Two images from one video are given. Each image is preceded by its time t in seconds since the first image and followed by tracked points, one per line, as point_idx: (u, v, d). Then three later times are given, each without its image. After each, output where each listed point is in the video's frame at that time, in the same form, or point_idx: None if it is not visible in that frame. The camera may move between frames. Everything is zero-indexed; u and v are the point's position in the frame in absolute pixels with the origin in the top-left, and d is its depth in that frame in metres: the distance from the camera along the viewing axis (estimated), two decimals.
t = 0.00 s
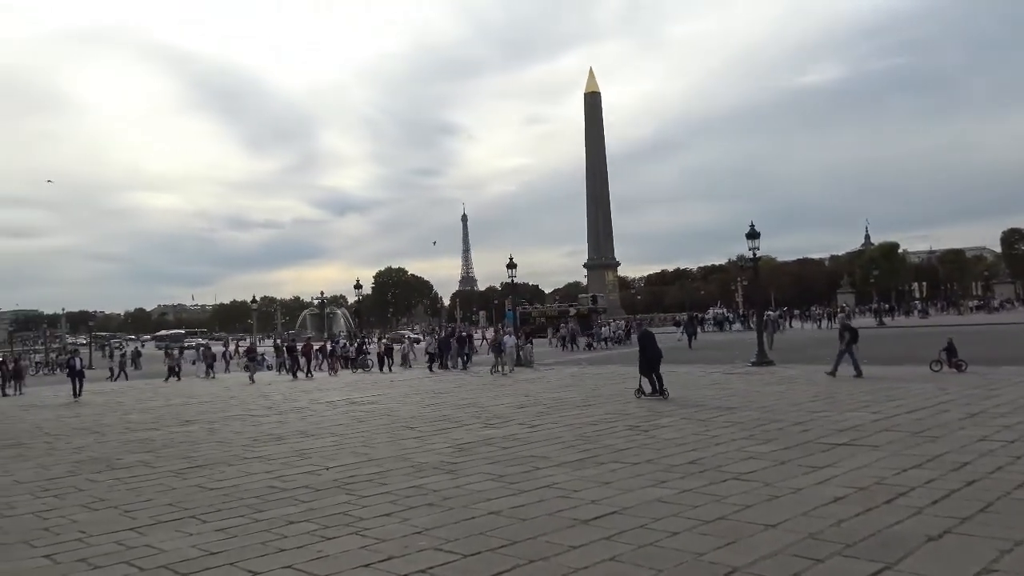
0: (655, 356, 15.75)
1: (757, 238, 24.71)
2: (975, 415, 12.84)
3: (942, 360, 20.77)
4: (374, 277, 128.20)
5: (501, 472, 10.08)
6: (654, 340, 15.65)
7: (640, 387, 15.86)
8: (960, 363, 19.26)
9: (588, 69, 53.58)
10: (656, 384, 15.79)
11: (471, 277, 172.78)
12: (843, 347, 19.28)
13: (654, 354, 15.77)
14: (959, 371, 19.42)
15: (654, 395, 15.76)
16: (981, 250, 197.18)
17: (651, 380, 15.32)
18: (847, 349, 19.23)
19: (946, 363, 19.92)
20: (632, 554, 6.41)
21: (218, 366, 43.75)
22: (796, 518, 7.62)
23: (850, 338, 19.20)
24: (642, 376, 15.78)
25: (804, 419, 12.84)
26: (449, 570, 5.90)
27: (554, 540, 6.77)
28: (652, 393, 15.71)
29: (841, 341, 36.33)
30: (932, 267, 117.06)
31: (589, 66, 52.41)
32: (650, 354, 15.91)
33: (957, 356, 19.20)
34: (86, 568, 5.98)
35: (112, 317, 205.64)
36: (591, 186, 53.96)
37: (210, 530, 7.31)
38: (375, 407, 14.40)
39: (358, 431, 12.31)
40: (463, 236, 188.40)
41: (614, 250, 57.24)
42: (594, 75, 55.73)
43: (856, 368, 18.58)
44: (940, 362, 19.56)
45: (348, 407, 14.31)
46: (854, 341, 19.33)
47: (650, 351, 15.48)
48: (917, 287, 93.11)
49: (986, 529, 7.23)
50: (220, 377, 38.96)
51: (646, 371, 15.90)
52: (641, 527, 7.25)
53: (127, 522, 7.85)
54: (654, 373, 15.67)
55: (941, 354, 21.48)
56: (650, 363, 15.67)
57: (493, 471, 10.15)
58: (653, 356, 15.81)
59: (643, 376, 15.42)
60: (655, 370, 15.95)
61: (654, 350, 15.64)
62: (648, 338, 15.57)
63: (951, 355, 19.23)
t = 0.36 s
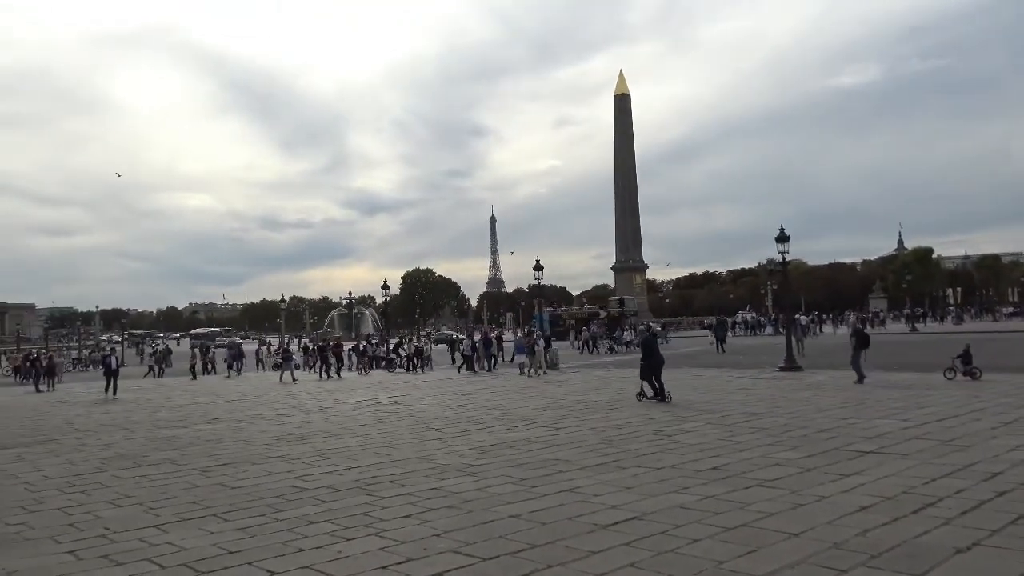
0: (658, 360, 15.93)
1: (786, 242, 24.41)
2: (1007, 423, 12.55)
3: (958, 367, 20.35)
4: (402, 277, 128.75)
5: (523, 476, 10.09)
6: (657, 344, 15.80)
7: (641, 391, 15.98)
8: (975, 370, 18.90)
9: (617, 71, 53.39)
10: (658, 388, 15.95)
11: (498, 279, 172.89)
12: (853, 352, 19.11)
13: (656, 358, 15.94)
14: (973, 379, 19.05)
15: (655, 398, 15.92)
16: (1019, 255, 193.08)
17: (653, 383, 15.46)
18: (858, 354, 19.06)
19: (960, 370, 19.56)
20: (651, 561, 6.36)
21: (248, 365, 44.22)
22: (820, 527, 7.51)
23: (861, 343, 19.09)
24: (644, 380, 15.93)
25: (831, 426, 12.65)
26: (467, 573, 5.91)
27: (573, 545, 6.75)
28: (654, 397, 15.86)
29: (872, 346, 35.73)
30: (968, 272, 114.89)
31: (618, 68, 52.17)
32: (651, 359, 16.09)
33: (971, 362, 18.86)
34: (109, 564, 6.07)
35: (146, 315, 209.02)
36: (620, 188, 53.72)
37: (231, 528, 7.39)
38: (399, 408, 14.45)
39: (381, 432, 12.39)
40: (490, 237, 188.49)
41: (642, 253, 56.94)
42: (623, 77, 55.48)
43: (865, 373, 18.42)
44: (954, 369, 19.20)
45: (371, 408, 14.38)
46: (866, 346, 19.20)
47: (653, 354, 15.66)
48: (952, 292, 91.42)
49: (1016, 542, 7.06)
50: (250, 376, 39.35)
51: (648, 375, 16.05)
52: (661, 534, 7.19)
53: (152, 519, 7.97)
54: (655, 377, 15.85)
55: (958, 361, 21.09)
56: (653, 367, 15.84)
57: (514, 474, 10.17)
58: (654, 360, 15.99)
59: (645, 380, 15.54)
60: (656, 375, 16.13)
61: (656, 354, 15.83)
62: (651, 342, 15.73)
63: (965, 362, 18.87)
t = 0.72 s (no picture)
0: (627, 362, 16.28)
1: (783, 241, 24.43)
2: (1005, 420, 12.55)
3: (937, 365, 20.37)
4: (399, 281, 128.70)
5: (521, 479, 10.08)
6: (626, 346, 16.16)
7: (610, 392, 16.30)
8: (955, 367, 18.91)
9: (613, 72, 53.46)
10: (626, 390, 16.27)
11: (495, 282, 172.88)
12: (834, 351, 19.16)
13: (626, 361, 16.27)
14: (954, 377, 19.09)
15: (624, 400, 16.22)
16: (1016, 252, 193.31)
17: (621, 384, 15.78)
18: (838, 353, 19.11)
19: (940, 367, 19.59)
20: (649, 563, 6.34)
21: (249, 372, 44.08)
22: (818, 527, 7.50)
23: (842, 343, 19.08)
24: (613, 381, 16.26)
25: (829, 425, 12.64)
26: None
27: (571, 548, 6.74)
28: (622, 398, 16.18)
29: (871, 344, 35.74)
30: (964, 269, 115.13)
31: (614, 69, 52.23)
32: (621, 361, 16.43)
33: (951, 360, 18.90)
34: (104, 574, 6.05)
35: (143, 323, 208.73)
36: (617, 189, 53.74)
37: (228, 536, 7.37)
38: (397, 412, 14.44)
39: (380, 437, 12.38)
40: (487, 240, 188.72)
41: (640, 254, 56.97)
42: (619, 78, 55.54)
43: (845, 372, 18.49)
44: (935, 367, 19.23)
45: (369, 413, 14.35)
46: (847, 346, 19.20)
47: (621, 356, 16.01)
48: (950, 289, 91.49)
49: (1015, 539, 7.04)
50: (249, 382, 39.30)
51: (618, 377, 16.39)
52: (659, 536, 7.17)
53: (148, 528, 7.95)
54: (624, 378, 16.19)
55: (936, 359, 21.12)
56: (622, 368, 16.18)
57: (512, 477, 10.16)
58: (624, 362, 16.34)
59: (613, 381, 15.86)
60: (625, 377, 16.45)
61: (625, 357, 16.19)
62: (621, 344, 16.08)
63: (945, 360, 18.90)
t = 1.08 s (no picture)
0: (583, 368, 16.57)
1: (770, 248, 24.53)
2: (991, 428, 12.62)
3: (903, 372, 20.56)
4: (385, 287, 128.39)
5: (508, 486, 10.04)
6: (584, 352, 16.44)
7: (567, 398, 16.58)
8: (922, 375, 19.07)
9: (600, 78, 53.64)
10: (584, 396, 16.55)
11: (481, 287, 172.79)
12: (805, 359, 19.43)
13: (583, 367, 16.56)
14: (920, 384, 19.25)
15: (582, 407, 16.51)
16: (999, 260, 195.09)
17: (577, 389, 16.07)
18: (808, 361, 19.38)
19: (907, 375, 19.75)
20: (637, 571, 6.31)
21: (235, 377, 43.66)
22: (804, 534, 7.49)
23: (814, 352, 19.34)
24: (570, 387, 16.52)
25: (816, 432, 12.68)
26: None
27: (558, 556, 6.70)
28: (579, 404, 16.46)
29: (859, 352, 35.90)
30: (949, 277, 116.07)
31: (602, 75, 52.38)
32: (579, 366, 16.75)
33: (918, 367, 19.05)
34: None
35: (128, 327, 206.82)
36: (604, 195, 53.85)
37: (213, 544, 7.30)
38: (383, 419, 14.36)
39: (365, 443, 12.30)
40: (473, 244, 188.23)
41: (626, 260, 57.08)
42: (606, 83, 55.72)
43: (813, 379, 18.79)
44: (902, 374, 19.37)
45: (355, 419, 14.25)
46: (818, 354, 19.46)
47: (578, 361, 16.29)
48: (936, 297, 92.11)
49: (1000, 547, 7.06)
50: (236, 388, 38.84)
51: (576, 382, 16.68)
52: (646, 543, 7.15)
53: (132, 536, 7.85)
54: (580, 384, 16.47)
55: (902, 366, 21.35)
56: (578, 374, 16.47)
57: (500, 484, 10.12)
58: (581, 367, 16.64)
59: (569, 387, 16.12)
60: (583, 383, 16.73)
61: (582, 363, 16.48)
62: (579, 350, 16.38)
63: (912, 367, 19.05)
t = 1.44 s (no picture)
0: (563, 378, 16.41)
1: (784, 253, 24.02)
2: (1015, 441, 12.09)
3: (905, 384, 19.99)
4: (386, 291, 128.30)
5: (511, 500, 9.60)
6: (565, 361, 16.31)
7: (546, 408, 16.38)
8: (923, 386, 18.58)
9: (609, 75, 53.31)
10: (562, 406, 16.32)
11: (486, 293, 172.29)
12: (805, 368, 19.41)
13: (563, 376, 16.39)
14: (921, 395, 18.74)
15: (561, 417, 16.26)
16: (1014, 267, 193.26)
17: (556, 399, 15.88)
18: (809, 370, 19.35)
19: (908, 386, 19.26)
20: None
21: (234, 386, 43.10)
22: (822, 551, 7.02)
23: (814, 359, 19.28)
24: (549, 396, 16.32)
25: (832, 445, 12.18)
26: None
27: (563, 573, 6.25)
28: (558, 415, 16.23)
29: (878, 361, 35.22)
30: (968, 284, 114.72)
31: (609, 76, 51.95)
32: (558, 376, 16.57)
33: (919, 378, 18.57)
34: None
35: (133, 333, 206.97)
36: (612, 196, 53.51)
37: (202, 559, 6.88)
38: (383, 429, 13.92)
39: (363, 454, 11.87)
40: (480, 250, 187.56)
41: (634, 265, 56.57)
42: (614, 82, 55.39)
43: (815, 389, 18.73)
44: (903, 386, 18.88)
45: (353, 429, 13.83)
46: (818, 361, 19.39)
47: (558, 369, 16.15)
48: (957, 304, 90.85)
49: None
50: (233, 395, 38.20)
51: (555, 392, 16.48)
52: (656, 560, 6.69)
53: (118, 550, 7.44)
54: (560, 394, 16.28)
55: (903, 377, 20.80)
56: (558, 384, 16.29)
57: (502, 498, 9.67)
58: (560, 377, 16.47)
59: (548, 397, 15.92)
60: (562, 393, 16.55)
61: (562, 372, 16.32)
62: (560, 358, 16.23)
63: (913, 379, 18.57)
